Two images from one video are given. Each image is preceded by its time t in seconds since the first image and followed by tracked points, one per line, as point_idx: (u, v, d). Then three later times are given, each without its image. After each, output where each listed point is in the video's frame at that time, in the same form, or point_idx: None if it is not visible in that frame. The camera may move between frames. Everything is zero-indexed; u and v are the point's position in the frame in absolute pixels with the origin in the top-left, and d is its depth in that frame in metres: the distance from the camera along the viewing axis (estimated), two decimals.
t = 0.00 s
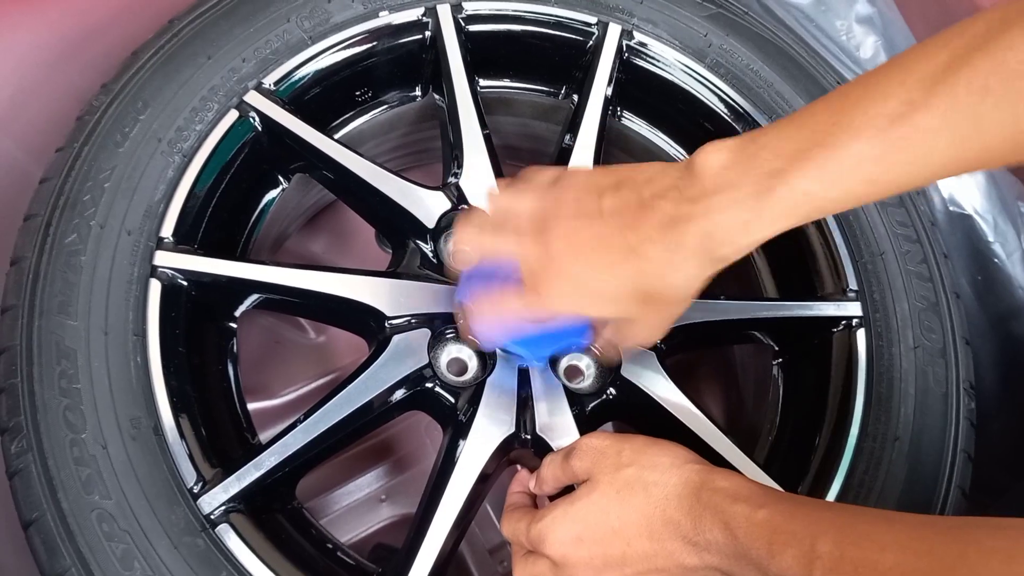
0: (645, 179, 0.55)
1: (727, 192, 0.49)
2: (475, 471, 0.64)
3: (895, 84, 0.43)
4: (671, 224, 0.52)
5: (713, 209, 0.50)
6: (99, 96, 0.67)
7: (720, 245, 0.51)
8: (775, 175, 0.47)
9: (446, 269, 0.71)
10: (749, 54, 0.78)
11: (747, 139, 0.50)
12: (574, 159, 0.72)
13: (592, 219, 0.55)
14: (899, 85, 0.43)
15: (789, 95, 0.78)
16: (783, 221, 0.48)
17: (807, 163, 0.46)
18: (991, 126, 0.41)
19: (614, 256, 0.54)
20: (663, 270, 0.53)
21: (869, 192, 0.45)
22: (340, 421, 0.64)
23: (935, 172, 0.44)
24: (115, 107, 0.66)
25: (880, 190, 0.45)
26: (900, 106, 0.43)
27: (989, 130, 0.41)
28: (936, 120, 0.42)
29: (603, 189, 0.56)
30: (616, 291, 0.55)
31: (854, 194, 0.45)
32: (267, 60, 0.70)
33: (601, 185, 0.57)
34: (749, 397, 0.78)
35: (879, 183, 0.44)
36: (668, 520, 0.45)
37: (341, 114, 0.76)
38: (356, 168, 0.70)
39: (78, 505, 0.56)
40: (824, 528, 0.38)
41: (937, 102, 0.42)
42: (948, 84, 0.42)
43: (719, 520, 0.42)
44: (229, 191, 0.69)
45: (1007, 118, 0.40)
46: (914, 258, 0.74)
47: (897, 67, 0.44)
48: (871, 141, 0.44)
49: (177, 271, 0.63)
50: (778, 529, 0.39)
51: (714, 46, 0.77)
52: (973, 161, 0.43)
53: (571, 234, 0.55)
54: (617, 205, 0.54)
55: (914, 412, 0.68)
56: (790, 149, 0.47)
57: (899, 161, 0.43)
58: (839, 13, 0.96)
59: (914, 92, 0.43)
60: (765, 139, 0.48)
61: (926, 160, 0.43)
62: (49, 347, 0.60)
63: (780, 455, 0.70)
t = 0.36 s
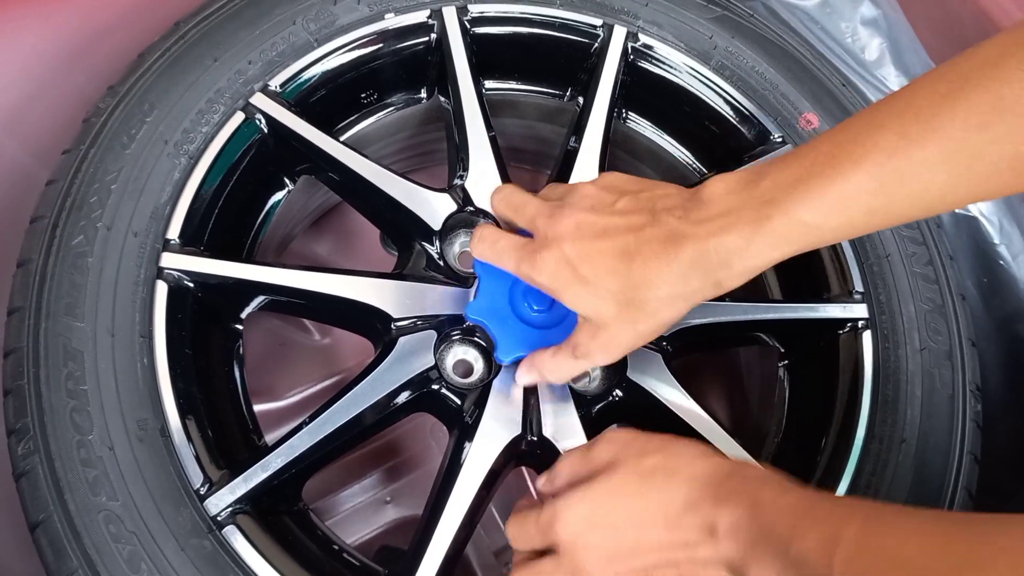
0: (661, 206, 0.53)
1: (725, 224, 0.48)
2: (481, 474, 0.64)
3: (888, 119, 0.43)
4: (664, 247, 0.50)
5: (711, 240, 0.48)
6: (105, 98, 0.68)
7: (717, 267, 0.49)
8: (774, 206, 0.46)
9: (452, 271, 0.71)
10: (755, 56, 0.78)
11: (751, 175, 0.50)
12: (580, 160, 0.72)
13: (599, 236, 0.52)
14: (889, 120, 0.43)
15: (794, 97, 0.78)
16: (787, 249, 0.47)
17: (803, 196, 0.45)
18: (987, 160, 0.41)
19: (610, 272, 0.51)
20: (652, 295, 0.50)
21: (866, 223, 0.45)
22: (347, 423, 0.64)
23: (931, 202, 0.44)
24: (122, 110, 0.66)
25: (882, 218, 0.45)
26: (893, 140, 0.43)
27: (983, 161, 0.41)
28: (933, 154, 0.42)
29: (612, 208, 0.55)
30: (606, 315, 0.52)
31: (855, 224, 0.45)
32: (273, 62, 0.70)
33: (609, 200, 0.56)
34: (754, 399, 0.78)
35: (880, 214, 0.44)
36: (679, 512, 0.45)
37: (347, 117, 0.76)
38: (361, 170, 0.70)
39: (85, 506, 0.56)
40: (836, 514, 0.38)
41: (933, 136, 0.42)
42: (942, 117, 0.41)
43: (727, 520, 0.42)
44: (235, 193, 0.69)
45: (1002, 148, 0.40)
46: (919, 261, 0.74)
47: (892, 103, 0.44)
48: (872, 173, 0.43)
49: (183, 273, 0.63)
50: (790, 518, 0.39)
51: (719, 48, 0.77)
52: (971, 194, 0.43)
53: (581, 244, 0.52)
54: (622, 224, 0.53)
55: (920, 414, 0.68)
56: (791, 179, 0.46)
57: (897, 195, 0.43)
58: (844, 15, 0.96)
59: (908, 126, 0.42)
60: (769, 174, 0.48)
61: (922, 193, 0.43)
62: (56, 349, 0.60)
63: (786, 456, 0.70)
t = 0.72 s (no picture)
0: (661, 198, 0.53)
1: (728, 203, 0.47)
2: (486, 477, 0.64)
3: (897, 116, 0.44)
4: (664, 224, 0.49)
5: (712, 221, 0.47)
6: (108, 101, 0.67)
7: (716, 250, 0.47)
8: (780, 185, 0.46)
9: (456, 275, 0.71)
10: (759, 59, 0.78)
11: (762, 164, 0.49)
12: (583, 164, 0.72)
13: (601, 228, 0.52)
14: (904, 116, 0.43)
15: (799, 100, 0.78)
16: (793, 231, 0.45)
17: (814, 178, 0.44)
18: (997, 164, 0.41)
19: (607, 262, 0.50)
20: (657, 281, 0.49)
21: (875, 218, 0.44)
22: (351, 427, 0.64)
23: (944, 206, 0.42)
24: (125, 113, 0.66)
25: (890, 217, 0.43)
26: (910, 129, 0.42)
27: (996, 160, 0.40)
28: (951, 142, 0.41)
29: (618, 204, 0.54)
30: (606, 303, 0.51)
31: (865, 214, 0.43)
32: (276, 66, 0.70)
33: (618, 197, 0.56)
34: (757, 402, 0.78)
35: (889, 208, 0.43)
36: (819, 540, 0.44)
37: (350, 120, 0.76)
38: (364, 172, 0.69)
39: (88, 511, 0.56)
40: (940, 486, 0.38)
41: (947, 127, 0.41)
42: (961, 112, 0.41)
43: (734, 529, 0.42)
44: (238, 196, 0.69)
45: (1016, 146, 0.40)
46: (924, 264, 0.73)
47: (911, 104, 0.44)
48: (885, 159, 0.42)
49: (186, 277, 0.63)
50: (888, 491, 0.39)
51: (723, 51, 0.77)
52: (982, 197, 0.42)
53: (581, 243, 0.52)
54: (620, 216, 0.53)
55: (925, 418, 0.67)
56: (800, 165, 0.46)
57: (908, 187, 0.42)
58: (848, 18, 0.96)
59: (923, 118, 0.42)
60: (779, 167, 0.47)
61: (934, 189, 0.42)
62: (59, 353, 0.59)
63: (791, 462, 0.70)
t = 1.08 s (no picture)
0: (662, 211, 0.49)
1: (738, 221, 0.43)
2: (490, 483, 0.64)
3: (917, 112, 0.39)
4: (681, 253, 0.45)
5: (716, 242, 0.43)
6: (111, 107, 0.68)
7: (734, 271, 0.44)
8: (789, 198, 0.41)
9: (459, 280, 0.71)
10: (762, 64, 0.78)
11: (766, 167, 0.44)
12: (587, 170, 0.72)
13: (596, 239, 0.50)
14: (916, 116, 0.39)
15: (802, 105, 0.78)
16: (803, 248, 0.42)
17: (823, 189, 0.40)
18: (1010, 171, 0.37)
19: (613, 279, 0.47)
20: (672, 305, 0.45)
21: (886, 224, 0.40)
22: (355, 433, 0.64)
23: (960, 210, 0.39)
24: (128, 119, 0.66)
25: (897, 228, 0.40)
26: (915, 137, 0.38)
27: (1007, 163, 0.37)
28: (957, 153, 0.38)
29: (605, 221, 0.52)
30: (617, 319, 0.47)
31: (873, 223, 0.40)
32: (279, 71, 0.70)
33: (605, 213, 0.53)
34: (761, 408, 0.78)
35: (903, 214, 0.39)
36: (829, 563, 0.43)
37: (353, 125, 0.76)
38: (368, 178, 0.69)
39: (91, 518, 0.56)
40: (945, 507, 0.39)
41: (959, 134, 0.37)
42: (966, 115, 0.38)
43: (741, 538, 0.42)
44: (242, 202, 0.69)
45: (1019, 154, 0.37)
46: (928, 270, 0.73)
47: (916, 100, 0.40)
48: (892, 169, 0.39)
49: (189, 283, 0.63)
50: (891, 508, 0.40)
51: (726, 56, 0.77)
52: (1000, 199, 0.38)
53: (590, 264, 0.48)
54: (622, 234, 0.49)
55: (929, 424, 0.67)
56: (805, 176, 0.41)
57: (919, 196, 0.39)
58: (851, 23, 0.97)
59: (934, 121, 0.38)
60: (775, 173, 0.43)
61: (942, 195, 0.38)
62: (62, 359, 0.59)
63: (794, 468, 0.70)
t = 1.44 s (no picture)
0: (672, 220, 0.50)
1: (731, 234, 0.44)
2: (492, 486, 0.64)
3: (910, 139, 0.40)
4: (674, 255, 0.46)
5: (710, 250, 0.44)
6: (114, 109, 0.68)
7: (721, 280, 0.44)
8: (784, 217, 0.42)
9: (460, 282, 0.71)
10: (763, 68, 0.78)
11: (765, 192, 0.46)
12: (588, 174, 0.72)
13: (606, 250, 0.50)
14: (911, 142, 0.40)
15: (803, 109, 0.78)
16: (794, 264, 0.42)
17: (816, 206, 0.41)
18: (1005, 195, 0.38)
19: (610, 285, 0.48)
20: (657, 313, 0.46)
21: (879, 249, 0.41)
22: (356, 436, 0.64)
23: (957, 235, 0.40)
24: (131, 121, 0.66)
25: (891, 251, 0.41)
26: (909, 160, 0.40)
27: (1005, 189, 0.38)
28: (954, 173, 0.39)
29: (624, 227, 0.52)
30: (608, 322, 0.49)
31: (865, 242, 0.41)
32: (282, 74, 0.70)
33: (621, 220, 0.53)
34: (762, 411, 0.78)
35: (895, 237, 0.40)
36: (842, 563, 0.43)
37: (355, 128, 0.76)
38: (369, 181, 0.70)
39: (93, 520, 0.56)
40: (959, 512, 0.39)
41: (957, 154, 0.38)
42: (961, 140, 0.39)
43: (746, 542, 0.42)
44: (244, 205, 0.69)
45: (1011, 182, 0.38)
46: (930, 274, 0.73)
47: (913, 131, 0.41)
48: (886, 189, 0.40)
49: (192, 285, 0.63)
50: (905, 512, 0.40)
51: (727, 60, 0.77)
52: (996, 224, 0.39)
53: (587, 261, 0.50)
54: (627, 238, 0.50)
55: (931, 428, 0.67)
56: (795, 199, 0.43)
57: (911, 219, 0.40)
58: (853, 27, 0.97)
59: (933, 143, 0.39)
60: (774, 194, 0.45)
61: (936, 221, 0.39)
62: (64, 361, 0.59)
63: (795, 472, 0.70)
